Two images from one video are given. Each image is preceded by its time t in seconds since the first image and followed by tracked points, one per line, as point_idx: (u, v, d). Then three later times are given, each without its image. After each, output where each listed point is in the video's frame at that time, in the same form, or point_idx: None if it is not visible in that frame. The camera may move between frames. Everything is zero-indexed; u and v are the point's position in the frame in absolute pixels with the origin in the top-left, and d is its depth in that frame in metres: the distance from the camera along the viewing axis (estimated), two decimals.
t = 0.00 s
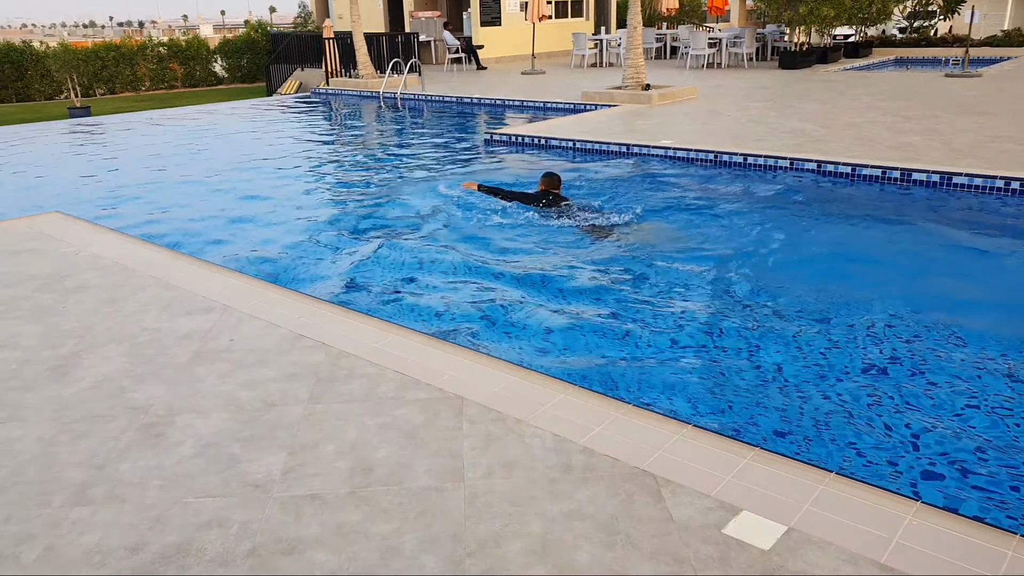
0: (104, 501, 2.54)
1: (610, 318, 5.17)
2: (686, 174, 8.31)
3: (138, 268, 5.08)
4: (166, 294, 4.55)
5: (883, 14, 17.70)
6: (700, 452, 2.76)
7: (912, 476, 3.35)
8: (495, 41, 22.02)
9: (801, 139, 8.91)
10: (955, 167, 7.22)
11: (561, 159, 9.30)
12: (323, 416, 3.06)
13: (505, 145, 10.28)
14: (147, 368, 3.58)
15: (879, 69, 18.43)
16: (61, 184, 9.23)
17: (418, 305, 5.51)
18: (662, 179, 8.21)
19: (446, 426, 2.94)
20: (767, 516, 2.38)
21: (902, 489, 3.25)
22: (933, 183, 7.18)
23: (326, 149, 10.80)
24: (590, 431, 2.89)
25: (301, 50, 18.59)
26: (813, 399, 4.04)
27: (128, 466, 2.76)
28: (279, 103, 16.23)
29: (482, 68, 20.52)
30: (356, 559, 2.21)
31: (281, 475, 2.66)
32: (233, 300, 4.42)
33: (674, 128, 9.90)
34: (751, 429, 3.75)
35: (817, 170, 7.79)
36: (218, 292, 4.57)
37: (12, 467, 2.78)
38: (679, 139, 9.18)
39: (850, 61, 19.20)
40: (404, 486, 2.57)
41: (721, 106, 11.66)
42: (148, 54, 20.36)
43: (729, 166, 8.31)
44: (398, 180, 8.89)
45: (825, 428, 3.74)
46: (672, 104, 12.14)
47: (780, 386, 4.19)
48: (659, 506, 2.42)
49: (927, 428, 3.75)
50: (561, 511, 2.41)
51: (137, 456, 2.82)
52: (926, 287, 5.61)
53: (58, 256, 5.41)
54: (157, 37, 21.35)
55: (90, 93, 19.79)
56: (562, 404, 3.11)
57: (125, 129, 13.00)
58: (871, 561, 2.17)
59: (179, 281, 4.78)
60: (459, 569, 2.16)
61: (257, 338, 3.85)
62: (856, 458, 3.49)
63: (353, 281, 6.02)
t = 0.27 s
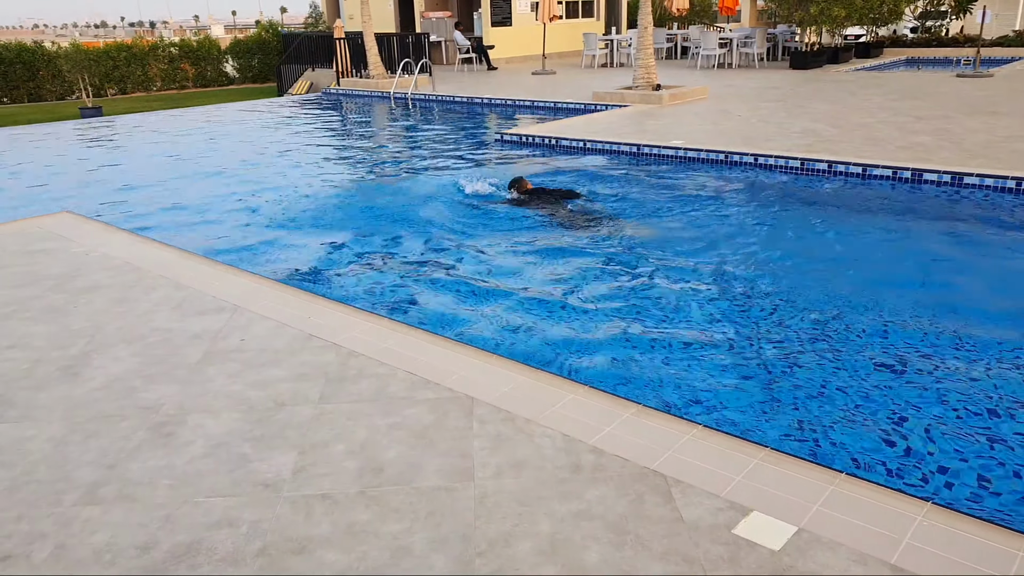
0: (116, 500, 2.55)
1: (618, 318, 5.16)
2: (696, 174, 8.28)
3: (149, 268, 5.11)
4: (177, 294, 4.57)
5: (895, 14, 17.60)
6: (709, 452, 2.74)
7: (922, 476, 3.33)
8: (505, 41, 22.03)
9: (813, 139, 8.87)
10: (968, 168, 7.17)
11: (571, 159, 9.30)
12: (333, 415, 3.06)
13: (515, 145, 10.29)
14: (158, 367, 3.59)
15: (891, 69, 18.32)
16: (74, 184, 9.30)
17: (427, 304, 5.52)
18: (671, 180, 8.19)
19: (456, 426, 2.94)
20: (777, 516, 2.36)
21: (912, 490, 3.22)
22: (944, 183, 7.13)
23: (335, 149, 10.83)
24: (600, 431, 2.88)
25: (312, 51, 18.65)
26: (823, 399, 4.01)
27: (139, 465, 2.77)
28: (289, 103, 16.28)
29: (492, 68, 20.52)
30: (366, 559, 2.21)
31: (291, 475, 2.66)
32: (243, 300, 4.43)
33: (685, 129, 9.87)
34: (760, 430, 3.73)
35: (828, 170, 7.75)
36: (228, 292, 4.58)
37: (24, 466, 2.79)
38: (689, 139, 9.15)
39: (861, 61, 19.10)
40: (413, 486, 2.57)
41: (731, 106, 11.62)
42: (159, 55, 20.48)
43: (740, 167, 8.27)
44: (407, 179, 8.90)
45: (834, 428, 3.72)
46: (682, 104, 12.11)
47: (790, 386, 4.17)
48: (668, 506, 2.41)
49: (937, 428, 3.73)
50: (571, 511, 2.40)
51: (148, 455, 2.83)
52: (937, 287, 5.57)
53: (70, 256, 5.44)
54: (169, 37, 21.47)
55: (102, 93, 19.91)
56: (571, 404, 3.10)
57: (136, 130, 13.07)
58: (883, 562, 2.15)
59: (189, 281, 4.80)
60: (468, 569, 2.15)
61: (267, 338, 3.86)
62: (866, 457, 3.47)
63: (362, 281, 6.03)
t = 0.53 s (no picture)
0: (121, 499, 2.56)
1: (623, 316, 5.16)
2: (700, 172, 8.27)
3: (154, 267, 5.11)
4: (181, 294, 4.58)
5: (900, 11, 17.54)
6: (713, 451, 2.74)
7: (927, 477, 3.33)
8: (508, 40, 22.01)
9: (817, 137, 8.84)
10: (972, 165, 7.14)
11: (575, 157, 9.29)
12: (337, 414, 3.06)
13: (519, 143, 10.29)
14: (162, 367, 3.60)
15: (895, 66, 18.26)
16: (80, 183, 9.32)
17: (431, 303, 5.53)
18: (674, 177, 8.19)
19: (459, 424, 2.94)
20: (781, 514, 2.36)
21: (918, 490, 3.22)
22: (949, 180, 7.10)
23: (338, 147, 10.86)
24: (604, 430, 2.88)
25: (315, 50, 18.65)
26: (824, 397, 4.02)
27: (143, 465, 2.77)
28: (293, 102, 16.29)
29: (496, 67, 20.51)
30: (369, 558, 2.21)
31: (295, 474, 2.66)
32: (248, 299, 4.44)
33: (688, 127, 9.86)
34: (766, 429, 3.73)
35: (832, 168, 7.73)
36: (232, 291, 4.59)
37: (29, 466, 2.80)
38: (693, 137, 9.14)
39: (866, 58, 19.04)
40: (417, 484, 2.57)
41: (735, 104, 11.60)
42: (163, 54, 20.51)
43: (744, 164, 8.26)
44: (411, 177, 8.91)
45: (841, 427, 3.72)
46: (686, 102, 12.08)
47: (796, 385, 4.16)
48: (673, 505, 2.41)
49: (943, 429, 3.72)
50: (575, 510, 2.40)
51: (153, 454, 2.84)
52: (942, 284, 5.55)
53: (74, 255, 5.45)
54: (172, 37, 21.50)
55: (106, 93, 19.94)
56: (576, 402, 3.10)
57: (140, 129, 13.10)
58: (887, 560, 2.15)
59: (193, 281, 4.81)
60: (472, 568, 2.15)
61: (271, 337, 3.87)
62: (871, 457, 3.46)
63: (367, 280, 6.04)
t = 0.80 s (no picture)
0: (126, 499, 2.57)
1: (628, 317, 5.15)
2: (705, 172, 8.24)
3: (158, 268, 5.12)
4: (185, 294, 4.59)
5: (905, 11, 17.48)
6: (719, 452, 2.73)
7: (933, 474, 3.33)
8: (512, 40, 22.01)
9: (821, 137, 8.82)
10: (977, 165, 7.12)
11: (580, 157, 9.28)
12: (341, 414, 3.07)
13: (523, 144, 10.29)
14: (167, 367, 3.60)
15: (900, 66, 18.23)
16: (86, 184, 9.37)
17: (435, 303, 5.53)
18: (679, 177, 8.19)
19: (463, 425, 2.94)
20: (786, 516, 2.35)
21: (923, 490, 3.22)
22: (955, 180, 7.08)
23: (342, 148, 10.89)
24: (609, 431, 2.88)
25: (320, 51, 18.68)
26: (823, 395, 4.03)
27: (148, 465, 2.78)
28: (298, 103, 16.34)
29: (500, 67, 20.52)
30: (374, 558, 2.21)
31: (300, 474, 2.66)
32: (253, 299, 4.45)
33: (692, 127, 9.85)
34: (772, 429, 3.72)
35: (837, 168, 7.71)
36: (237, 291, 4.60)
37: (35, 465, 2.81)
38: (697, 137, 9.13)
39: (870, 58, 19.00)
40: (422, 485, 2.57)
41: (739, 104, 11.58)
42: (168, 56, 20.57)
43: (749, 165, 8.24)
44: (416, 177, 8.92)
45: (847, 429, 3.70)
46: (690, 102, 12.07)
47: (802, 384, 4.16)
48: (678, 506, 2.41)
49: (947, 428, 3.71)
50: (580, 511, 2.40)
51: (158, 454, 2.84)
52: (948, 283, 5.55)
53: (79, 256, 5.47)
54: (178, 38, 21.56)
55: (112, 94, 20.01)
56: (580, 404, 3.09)
57: (146, 130, 13.15)
58: (893, 562, 2.14)
59: (197, 281, 4.82)
60: (477, 568, 2.15)
61: (276, 338, 3.87)
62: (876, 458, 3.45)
63: (372, 279, 6.05)
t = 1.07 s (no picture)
0: (138, 506, 2.58)
1: (636, 325, 5.15)
2: (715, 181, 8.23)
3: (171, 276, 5.16)
4: (198, 302, 4.62)
5: (917, 19, 17.43)
6: (731, 463, 2.72)
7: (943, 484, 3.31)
8: (523, 49, 22.08)
9: (833, 146, 8.79)
10: (992, 173, 7.07)
11: (589, 166, 9.29)
12: (353, 422, 3.07)
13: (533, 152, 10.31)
14: (180, 374, 3.62)
15: (913, 74, 18.16)
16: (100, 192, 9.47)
17: (443, 311, 5.55)
18: (688, 186, 8.19)
19: (474, 434, 2.94)
20: (800, 528, 2.33)
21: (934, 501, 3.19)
22: (969, 189, 7.03)
23: (352, 156, 10.97)
24: (621, 440, 2.87)
25: (331, 60, 18.81)
26: (826, 403, 4.04)
27: (160, 472, 2.79)
28: (310, 112, 16.44)
29: (510, 76, 20.60)
30: (385, 567, 2.21)
31: (311, 482, 2.67)
32: (264, 307, 4.48)
33: (703, 135, 9.85)
34: (782, 439, 3.70)
35: (850, 177, 7.68)
36: (248, 299, 4.64)
37: (49, 472, 2.82)
38: (708, 146, 9.12)
39: (882, 66, 18.94)
40: (433, 494, 2.57)
41: (750, 112, 11.57)
42: (182, 65, 20.76)
43: (759, 173, 8.23)
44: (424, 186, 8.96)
45: (849, 436, 3.71)
46: (701, 110, 12.06)
47: (811, 394, 4.14)
48: (690, 517, 2.39)
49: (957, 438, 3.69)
50: (590, 521, 2.39)
51: (170, 462, 2.85)
52: (959, 292, 5.51)
53: (93, 263, 5.51)
54: (191, 48, 21.76)
55: (126, 103, 20.22)
56: (591, 413, 3.09)
57: (160, 139, 13.29)
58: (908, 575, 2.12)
59: (209, 289, 4.85)
60: None
61: (288, 345, 3.89)
62: (885, 468, 3.44)
63: (380, 288, 6.07)
